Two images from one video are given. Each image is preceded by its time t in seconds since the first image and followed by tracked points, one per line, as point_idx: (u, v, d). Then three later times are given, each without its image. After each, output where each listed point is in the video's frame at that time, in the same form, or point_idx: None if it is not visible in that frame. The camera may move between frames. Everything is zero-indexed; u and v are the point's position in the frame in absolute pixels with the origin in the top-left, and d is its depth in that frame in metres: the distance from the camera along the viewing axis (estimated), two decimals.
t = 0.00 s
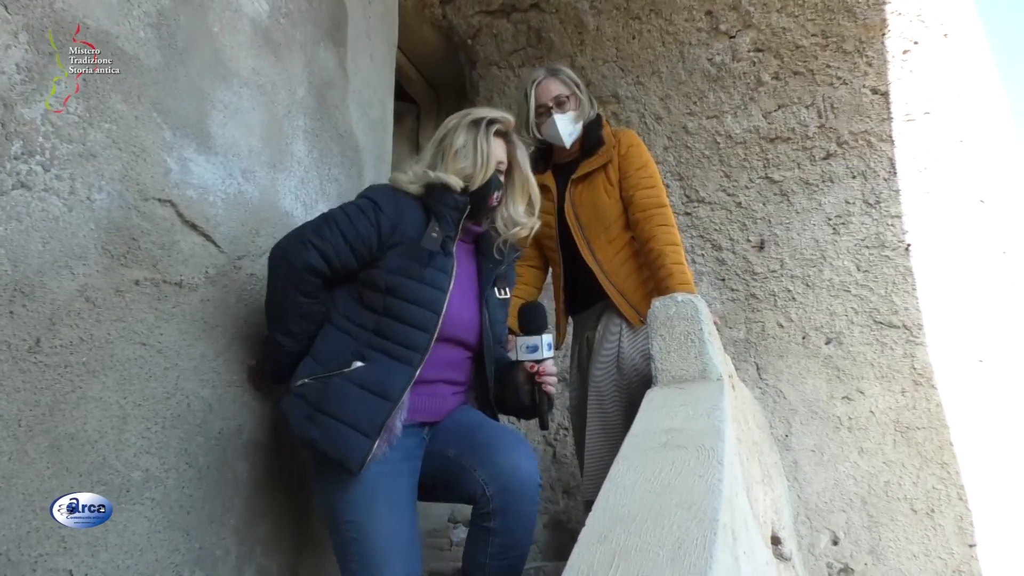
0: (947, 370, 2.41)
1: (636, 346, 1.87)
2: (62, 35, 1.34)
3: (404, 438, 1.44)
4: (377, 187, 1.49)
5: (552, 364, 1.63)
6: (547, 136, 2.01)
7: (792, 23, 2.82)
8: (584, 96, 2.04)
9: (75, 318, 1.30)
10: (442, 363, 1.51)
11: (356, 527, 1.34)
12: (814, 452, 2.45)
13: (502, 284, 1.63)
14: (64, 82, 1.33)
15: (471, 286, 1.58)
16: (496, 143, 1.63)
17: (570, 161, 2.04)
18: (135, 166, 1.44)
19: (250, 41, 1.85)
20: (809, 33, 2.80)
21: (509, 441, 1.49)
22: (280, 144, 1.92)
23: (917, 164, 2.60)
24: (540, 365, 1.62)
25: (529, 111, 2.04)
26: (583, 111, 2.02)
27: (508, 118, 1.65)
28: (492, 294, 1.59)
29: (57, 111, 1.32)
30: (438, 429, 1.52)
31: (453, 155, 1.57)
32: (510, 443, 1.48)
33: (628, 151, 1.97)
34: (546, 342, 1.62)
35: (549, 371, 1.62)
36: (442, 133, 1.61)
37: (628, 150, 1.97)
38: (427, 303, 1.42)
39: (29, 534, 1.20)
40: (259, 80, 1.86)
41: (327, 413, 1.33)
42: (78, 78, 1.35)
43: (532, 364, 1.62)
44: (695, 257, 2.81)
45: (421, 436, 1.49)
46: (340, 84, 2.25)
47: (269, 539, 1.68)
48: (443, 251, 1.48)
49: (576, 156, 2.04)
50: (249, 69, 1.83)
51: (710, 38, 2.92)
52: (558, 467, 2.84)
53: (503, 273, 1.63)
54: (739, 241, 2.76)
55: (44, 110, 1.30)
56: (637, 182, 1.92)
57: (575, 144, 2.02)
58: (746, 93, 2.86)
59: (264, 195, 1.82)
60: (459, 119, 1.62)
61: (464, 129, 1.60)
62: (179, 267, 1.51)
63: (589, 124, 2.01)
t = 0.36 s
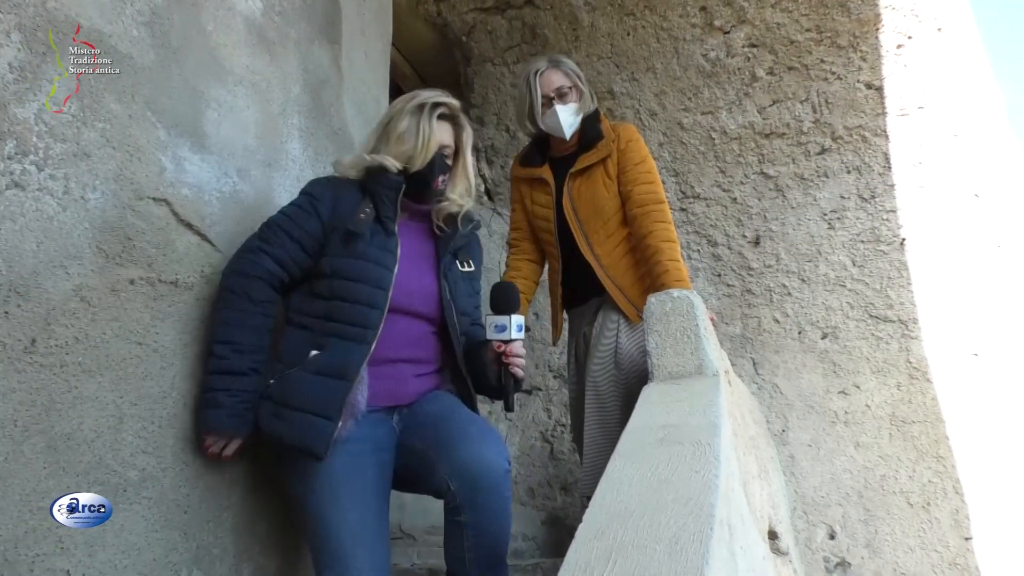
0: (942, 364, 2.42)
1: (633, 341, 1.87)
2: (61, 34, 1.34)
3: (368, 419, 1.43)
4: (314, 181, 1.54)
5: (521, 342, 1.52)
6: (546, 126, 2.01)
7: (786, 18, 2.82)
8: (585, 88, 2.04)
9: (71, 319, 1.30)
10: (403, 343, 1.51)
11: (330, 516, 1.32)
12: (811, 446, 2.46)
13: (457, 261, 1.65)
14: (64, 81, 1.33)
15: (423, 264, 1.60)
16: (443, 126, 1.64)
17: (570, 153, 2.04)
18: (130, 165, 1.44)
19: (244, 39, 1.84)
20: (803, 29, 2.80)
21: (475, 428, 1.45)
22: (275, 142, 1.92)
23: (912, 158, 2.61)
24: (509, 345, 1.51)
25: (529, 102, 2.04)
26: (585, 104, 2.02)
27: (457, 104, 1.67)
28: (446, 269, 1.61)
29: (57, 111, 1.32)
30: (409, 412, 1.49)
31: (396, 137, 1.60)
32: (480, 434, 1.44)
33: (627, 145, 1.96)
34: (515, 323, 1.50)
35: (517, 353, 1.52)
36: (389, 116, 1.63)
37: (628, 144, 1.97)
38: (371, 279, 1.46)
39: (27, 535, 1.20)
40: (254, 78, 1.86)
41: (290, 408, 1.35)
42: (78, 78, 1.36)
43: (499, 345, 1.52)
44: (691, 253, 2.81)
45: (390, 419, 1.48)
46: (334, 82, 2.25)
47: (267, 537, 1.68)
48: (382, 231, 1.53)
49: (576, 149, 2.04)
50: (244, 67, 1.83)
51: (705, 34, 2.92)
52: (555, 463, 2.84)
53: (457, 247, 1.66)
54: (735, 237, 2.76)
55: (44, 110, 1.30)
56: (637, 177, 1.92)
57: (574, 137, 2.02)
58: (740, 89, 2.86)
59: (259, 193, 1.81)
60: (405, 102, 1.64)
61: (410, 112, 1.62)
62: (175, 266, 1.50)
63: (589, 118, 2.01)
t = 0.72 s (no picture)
0: (940, 361, 2.42)
1: (632, 339, 1.88)
2: (60, 39, 1.35)
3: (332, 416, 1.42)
4: (272, 197, 1.60)
5: (509, 317, 1.49)
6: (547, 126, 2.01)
7: (783, 17, 2.83)
8: (585, 87, 2.04)
9: (70, 322, 1.30)
10: (367, 335, 1.48)
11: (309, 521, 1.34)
12: (810, 445, 2.46)
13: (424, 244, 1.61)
14: (64, 82, 1.34)
15: (386, 255, 1.57)
16: (390, 118, 1.66)
17: (570, 151, 2.04)
18: (128, 168, 1.44)
19: (241, 42, 1.85)
20: (799, 28, 2.81)
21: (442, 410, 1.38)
22: (272, 144, 1.91)
23: (909, 156, 2.61)
24: (495, 320, 1.48)
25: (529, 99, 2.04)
26: (586, 103, 2.02)
27: (404, 95, 1.68)
28: (408, 256, 1.57)
29: (57, 111, 1.33)
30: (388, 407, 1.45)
31: (338, 133, 1.64)
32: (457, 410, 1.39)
33: (627, 144, 1.97)
34: (500, 297, 1.44)
35: (507, 325, 1.48)
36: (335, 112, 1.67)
37: (628, 143, 1.97)
38: (320, 276, 1.47)
39: (27, 539, 1.21)
40: (251, 80, 1.86)
41: (257, 418, 1.39)
42: (78, 77, 1.36)
43: (487, 322, 1.48)
44: (689, 253, 2.81)
45: (363, 413, 1.45)
46: (331, 83, 2.25)
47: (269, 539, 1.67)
48: (332, 229, 1.55)
49: (575, 148, 2.04)
50: (241, 70, 1.83)
51: (701, 33, 2.92)
52: (555, 464, 2.84)
53: (421, 231, 1.63)
54: (733, 236, 2.77)
55: (44, 110, 1.31)
56: (637, 177, 1.93)
57: (573, 135, 2.03)
58: (737, 88, 2.86)
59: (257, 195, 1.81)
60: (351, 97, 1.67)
61: (353, 106, 1.65)
62: (173, 268, 1.49)
63: (588, 117, 2.01)
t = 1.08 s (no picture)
0: (941, 362, 2.43)
1: (630, 338, 1.88)
2: (62, 46, 1.36)
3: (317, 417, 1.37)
4: (262, 201, 1.57)
5: (501, 319, 1.41)
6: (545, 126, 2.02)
7: (781, 18, 2.83)
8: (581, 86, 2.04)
9: (73, 327, 1.31)
10: (352, 332, 1.43)
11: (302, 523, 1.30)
12: (811, 446, 2.46)
13: (414, 237, 1.54)
14: (64, 82, 1.35)
15: (374, 250, 1.52)
16: (374, 116, 1.64)
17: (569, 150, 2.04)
18: (129, 173, 1.44)
19: (241, 46, 1.85)
20: (797, 29, 2.81)
21: (422, 479, 1.33)
22: (273, 148, 1.91)
23: (908, 157, 2.61)
24: (487, 322, 1.41)
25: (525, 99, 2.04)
26: (582, 102, 2.02)
27: (389, 94, 1.67)
28: (396, 249, 1.51)
29: (57, 111, 1.34)
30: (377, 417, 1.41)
31: (321, 133, 1.62)
32: (432, 485, 1.33)
33: (627, 143, 1.97)
34: (492, 297, 1.37)
35: (498, 327, 1.41)
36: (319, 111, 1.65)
37: (628, 142, 1.97)
38: (305, 274, 1.42)
39: (31, 543, 1.21)
40: (251, 84, 1.87)
41: (246, 419, 1.35)
42: (79, 78, 1.37)
43: (478, 323, 1.42)
44: (689, 254, 2.82)
45: (351, 413, 1.40)
46: (332, 87, 2.25)
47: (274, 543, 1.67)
48: (317, 227, 1.50)
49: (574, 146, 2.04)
50: (241, 74, 1.83)
51: (700, 35, 2.93)
52: (557, 466, 2.83)
53: (410, 223, 1.55)
54: (733, 237, 2.77)
55: (43, 109, 1.32)
56: (638, 175, 1.93)
57: (570, 135, 2.03)
58: (736, 89, 2.87)
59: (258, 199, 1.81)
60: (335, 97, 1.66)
61: (337, 104, 1.63)
62: (176, 273, 1.49)
63: (586, 116, 2.01)
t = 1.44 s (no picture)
0: (941, 363, 2.43)
1: (630, 338, 1.89)
2: (64, 51, 1.36)
3: (311, 421, 1.30)
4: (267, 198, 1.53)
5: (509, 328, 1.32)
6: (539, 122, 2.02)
7: (781, 22, 2.83)
8: (576, 83, 2.04)
9: (75, 332, 1.31)
10: (353, 332, 1.36)
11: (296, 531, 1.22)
12: (812, 448, 2.46)
13: (425, 238, 1.47)
14: (65, 81, 1.35)
15: (384, 249, 1.45)
16: (389, 112, 1.56)
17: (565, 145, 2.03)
18: (131, 178, 1.45)
19: (242, 50, 1.85)
20: (797, 32, 2.81)
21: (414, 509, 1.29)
22: (274, 152, 1.92)
23: (907, 159, 2.62)
24: (493, 331, 1.32)
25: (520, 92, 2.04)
26: (578, 97, 2.02)
27: (405, 88, 1.58)
28: (405, 249, 1.43)
29: (57, 111, 1.35)
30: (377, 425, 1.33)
31: (332, 129, 1.55)
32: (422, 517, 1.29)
33: (625, 140, 1.98)
34: (501, 306, 1.31)
35: (506, 336, 1.32)
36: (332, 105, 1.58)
37: (626, 140, 1.98)
38: (306, 274, 1.37)
39: (33, 549, 1.21)
40: (252, 89, 1.87)
41: (240, 421, 1.31)
42: (79, 78, 1.38)
43: (485, 331, 1.32)
44: (689, 257, 2.83)
45: (349, 419, 1.32)
46: (333, 91, 2.26)
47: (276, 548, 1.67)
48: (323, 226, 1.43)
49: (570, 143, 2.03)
50: (242, 79, 1.83)
51: (699, 38, 2.93)
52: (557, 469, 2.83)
53: (422, 224, 1.48)
54: (733, 239, 2.78)
55: (43, 109, 1.32)
56: (637, 173, 1.94)
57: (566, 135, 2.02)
58: (736, 92, 2.87)
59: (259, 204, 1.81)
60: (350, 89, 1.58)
61: (350, 99, 1.55)
62: (177, 278, 1.49)
63: (583, 112, 2.00)
